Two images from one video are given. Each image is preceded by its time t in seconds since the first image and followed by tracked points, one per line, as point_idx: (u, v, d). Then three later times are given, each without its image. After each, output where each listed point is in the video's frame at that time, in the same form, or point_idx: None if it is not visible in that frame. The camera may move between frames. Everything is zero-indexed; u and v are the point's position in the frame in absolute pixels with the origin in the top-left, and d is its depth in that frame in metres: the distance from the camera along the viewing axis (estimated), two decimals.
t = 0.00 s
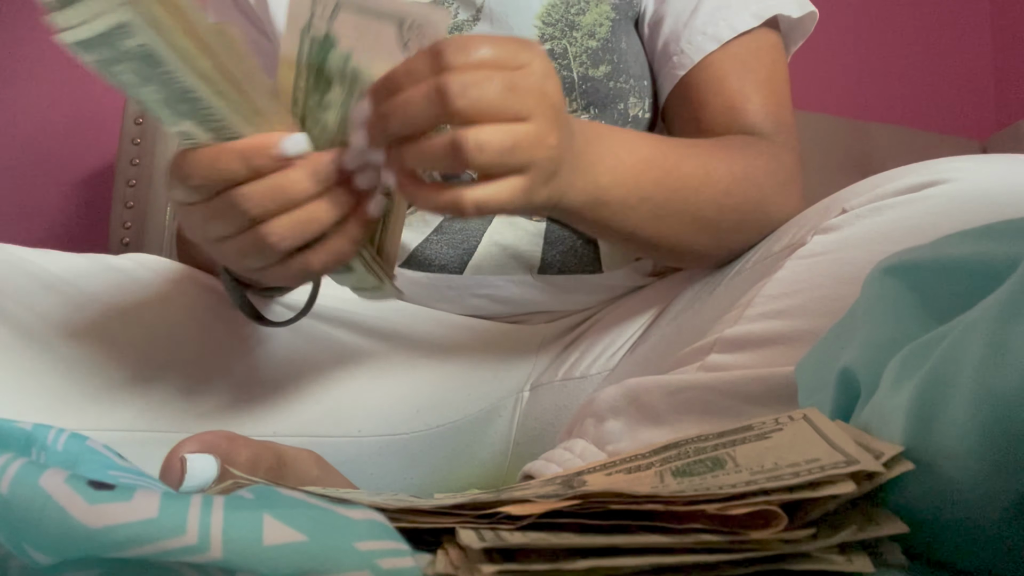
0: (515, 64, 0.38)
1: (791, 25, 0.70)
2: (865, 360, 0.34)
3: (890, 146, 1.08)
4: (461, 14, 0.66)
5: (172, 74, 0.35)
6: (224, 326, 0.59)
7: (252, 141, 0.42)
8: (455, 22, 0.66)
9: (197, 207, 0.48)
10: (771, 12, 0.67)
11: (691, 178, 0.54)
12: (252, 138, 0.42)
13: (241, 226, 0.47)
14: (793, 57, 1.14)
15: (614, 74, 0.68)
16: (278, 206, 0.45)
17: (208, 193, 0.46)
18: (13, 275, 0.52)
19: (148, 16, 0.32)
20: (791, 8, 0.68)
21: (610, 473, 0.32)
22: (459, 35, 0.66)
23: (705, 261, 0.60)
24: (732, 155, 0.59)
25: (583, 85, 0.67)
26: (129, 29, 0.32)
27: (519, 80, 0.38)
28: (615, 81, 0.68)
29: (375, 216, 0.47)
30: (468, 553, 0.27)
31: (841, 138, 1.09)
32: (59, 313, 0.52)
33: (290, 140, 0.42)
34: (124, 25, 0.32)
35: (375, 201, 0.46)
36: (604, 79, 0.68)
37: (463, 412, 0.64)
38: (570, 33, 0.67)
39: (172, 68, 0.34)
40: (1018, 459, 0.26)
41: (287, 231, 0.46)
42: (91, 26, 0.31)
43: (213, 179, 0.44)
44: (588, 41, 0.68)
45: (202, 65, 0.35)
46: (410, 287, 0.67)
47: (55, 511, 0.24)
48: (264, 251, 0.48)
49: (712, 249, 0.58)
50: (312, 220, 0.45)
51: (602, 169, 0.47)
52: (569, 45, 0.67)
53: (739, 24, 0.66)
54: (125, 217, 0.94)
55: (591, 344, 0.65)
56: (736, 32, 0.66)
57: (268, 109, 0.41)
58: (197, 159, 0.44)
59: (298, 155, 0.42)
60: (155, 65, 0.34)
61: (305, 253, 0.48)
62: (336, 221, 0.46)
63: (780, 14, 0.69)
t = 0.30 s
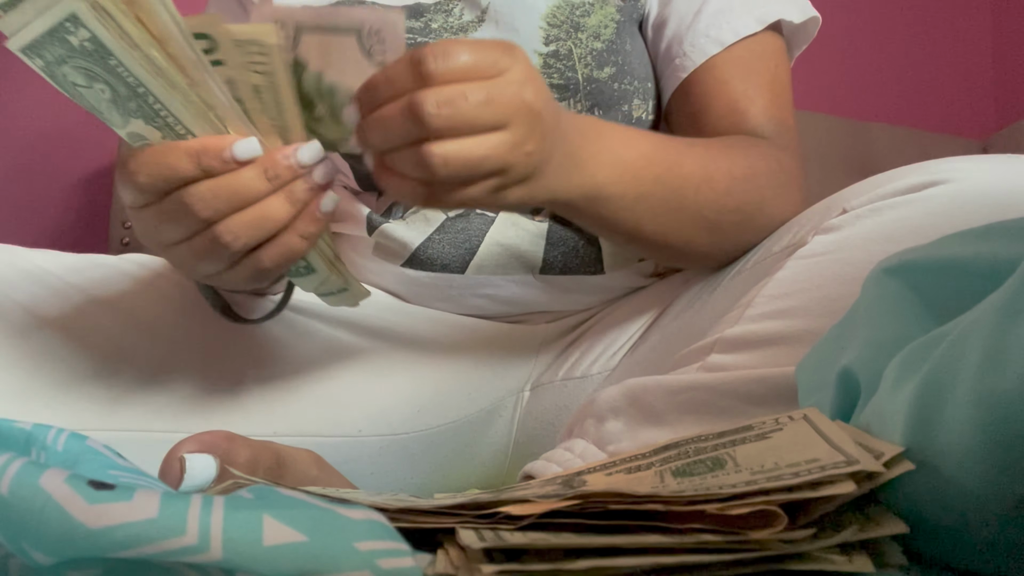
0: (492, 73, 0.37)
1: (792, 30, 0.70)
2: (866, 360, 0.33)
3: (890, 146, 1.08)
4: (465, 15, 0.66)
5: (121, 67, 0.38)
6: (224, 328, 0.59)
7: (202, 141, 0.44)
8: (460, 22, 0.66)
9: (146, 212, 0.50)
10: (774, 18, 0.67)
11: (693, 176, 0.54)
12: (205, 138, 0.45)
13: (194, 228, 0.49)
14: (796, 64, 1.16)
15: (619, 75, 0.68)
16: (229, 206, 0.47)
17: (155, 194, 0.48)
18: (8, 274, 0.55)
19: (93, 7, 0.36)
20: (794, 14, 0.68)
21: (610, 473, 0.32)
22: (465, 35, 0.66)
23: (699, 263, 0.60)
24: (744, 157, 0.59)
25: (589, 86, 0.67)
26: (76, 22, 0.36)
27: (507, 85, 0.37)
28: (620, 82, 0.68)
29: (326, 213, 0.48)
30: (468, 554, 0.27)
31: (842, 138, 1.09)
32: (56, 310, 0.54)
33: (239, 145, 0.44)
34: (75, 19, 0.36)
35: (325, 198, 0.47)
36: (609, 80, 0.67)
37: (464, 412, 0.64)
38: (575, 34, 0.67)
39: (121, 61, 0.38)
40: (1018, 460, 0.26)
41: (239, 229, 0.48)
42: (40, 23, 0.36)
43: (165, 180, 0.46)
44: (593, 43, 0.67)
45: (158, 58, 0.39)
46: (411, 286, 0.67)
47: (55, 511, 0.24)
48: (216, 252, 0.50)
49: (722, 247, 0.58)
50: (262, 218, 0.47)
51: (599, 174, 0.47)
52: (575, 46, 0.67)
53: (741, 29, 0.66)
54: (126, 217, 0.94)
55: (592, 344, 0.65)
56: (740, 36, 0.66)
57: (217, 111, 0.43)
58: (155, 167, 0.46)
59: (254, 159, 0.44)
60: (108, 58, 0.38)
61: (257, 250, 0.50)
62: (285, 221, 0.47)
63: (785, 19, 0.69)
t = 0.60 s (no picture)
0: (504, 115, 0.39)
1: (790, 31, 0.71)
2: (865, 360, 0.34)
3: (890, 145, 1.08)
4: (465, 16, 0.66)
5: (161, 69, 0.39)
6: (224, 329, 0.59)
7: (226, 151, 0.44)
8: (459, 23, 0.66)
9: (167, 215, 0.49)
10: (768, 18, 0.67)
11: (677, 196, 0.55)
12: (231, 147, 0.44)
13: (206, 237, 0.48)
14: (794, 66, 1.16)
15: (617, 76, 0.68)
16: (245, 216, 0.46)
17: (177, 198, 0.47)
18: (19, 279, 0.51)
19: (144, 12, 0.37)
20: (791, 15, 0.69)
21: (610, 473, 0.32)
22: (462, 38, 0.66)
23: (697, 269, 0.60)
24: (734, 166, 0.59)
25: (587, 88, 0.67)
26: (125, 23, 0.37)
27: (511, 132, 0.39)
28: (618, 83, 0.68)
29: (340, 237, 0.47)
30: (468, 554, 0.27)
31: (842, 137, 1.09)
32: (78, 320, 0.53)
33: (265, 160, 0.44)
34: (123, 19, 0.37)
35: (336, 222, 0.46)
36: (607, 81, 0.67)
37: (464, 413, 0.64)
38: (573, 35, 0.67)
39: (161, 62, 0.39)
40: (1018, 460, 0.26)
41: (252, 244, 0.47)
42: (88, 19, 0.37)
43: (186, 181, 0.45)
44: (591, 44, 0.67)
45: (197, 63, 0.39)
46: (412, 288, 0.68)
47: (55, 511, 0.24)
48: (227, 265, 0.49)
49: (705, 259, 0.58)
50: (276, 234, 0.46)
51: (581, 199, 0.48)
52: (572, 48, 0.67)
53: (738, 30, 0.66)
54: (125, 216, 0.93)
55: (592, 344, 0.65)
56: (735, 37, 0.66)
57: (262, 117, 0.44)
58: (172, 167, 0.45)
59: (275, 172, 0.44)
60: (149, 60, 0.38)
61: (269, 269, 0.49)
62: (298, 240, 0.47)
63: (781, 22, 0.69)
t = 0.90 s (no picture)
0: (541, 82, 0.39)
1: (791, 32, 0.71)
2: (866, 360, 0.33)
3: (890, 145, 1.08)
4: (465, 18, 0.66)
5: (61, 74, 0.37)
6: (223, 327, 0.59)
7: (146, 146, 0.45)
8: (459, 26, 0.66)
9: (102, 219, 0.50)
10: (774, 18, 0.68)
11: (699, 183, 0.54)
12: (147, 144, 0.45)
13: (141, 236, 0.49)
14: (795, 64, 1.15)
15: (617, 77, 0.68)
16: (172, 212, 0.47)
17: (100, 202, 0.48)
18: (11, 275, 0.54)
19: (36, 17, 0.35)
20: (792, 16, 0.69)
21: (610, 473, 0.32)
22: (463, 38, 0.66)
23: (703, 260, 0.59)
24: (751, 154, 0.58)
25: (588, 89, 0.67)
26: (15, 31, 0.35)
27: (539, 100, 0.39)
28: (619, 84, 0.68)
29: (275, 223, 0.47)
30: (469, 554, 0.27)
31: (842, 137, 1.09)
32: (60, 314, 0.54)
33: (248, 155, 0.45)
34: (12, 27, 0.35)
35: (271, 205, 0.47)
36: (608, 82, 0.67)
37: (464, 412, 0.64)
38: (574, 37, 0.67)
39: (61, 68, 0.37)
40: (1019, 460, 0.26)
41: (179, 240, 0.48)
42: None
43: (107, 184, 0.47)
44: (592, 45, 0.67)
45: (95, 67, 0.38)
46: (412, 288, 0.67)
47: (55, 511, 0.24)
48: (162, 267, 0.51)
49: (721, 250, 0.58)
50: (206, 227, 0.47)
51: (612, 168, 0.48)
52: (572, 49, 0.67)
53: (742, 30, 0.66)
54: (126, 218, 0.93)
55: (592, 344, 0.65)
56: (741, 38, 0.66)
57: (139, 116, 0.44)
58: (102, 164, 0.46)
59: (194, 164, 0.44)
60: (47, 65, 0.37)
61: (210, 261, 0.50)
62: (229, 233, 0.47)
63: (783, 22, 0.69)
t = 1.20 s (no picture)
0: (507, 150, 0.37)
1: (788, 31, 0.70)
2: (865, 360, 0.34)
3: (890, 145, 1.08)
4: (464, 18, 0.65)
5: (204, 94, 0.40)
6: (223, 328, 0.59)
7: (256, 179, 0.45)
8: (458, 25, 0.65)
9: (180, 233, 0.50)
10: (768, 19, 0.67)
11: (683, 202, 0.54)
12: (259, 176, 0.45)
13: (222, 262, 0.49)
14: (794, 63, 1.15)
15: (616, 78, 0.68)
16: (264, 245, 0.46)
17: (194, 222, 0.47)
18: (29, 285, 0.52)
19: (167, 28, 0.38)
20: (788, 17, 0.69)
21: (610, 473, 0.32)
22: (462, 39, 0.65)
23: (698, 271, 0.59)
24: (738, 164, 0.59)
25: (585, 91, 0.67)
26: (170, 48, 0.38)
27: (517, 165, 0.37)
28: (616, 85, 0.68)
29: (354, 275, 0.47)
30: (468, 554, 0.27)
31: (842, 137, 1.09)
32: (87, 331, 0.53)
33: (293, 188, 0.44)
34: (174, 43, 0.38)
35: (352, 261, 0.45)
36: (606, 83, 0.67)
37: (465, 413, 0.64)
38: (571, 37, 0.67)
39: (206, 87, 0.40)
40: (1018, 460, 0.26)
41: (264, 277, 0.48)
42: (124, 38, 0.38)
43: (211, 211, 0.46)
44: (590, 46, 0.67)
45: (236, 94, 0.40)
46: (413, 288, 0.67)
47: (55, 511, 0.24)
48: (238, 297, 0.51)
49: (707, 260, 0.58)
50: (298, 266, 0.46)
51: (588, 204, 0.46)
52: (571, 49, 0.67)
53: (735, 32, 0.66)
54: (126, 216, 0.93)
55: (592, 345, 0.65)
56: (733, 39, 0.66)
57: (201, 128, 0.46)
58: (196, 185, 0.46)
59: (299, 206, 0.44)
60: (193, 84, 0.40)
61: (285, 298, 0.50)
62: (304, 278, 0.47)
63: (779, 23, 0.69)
